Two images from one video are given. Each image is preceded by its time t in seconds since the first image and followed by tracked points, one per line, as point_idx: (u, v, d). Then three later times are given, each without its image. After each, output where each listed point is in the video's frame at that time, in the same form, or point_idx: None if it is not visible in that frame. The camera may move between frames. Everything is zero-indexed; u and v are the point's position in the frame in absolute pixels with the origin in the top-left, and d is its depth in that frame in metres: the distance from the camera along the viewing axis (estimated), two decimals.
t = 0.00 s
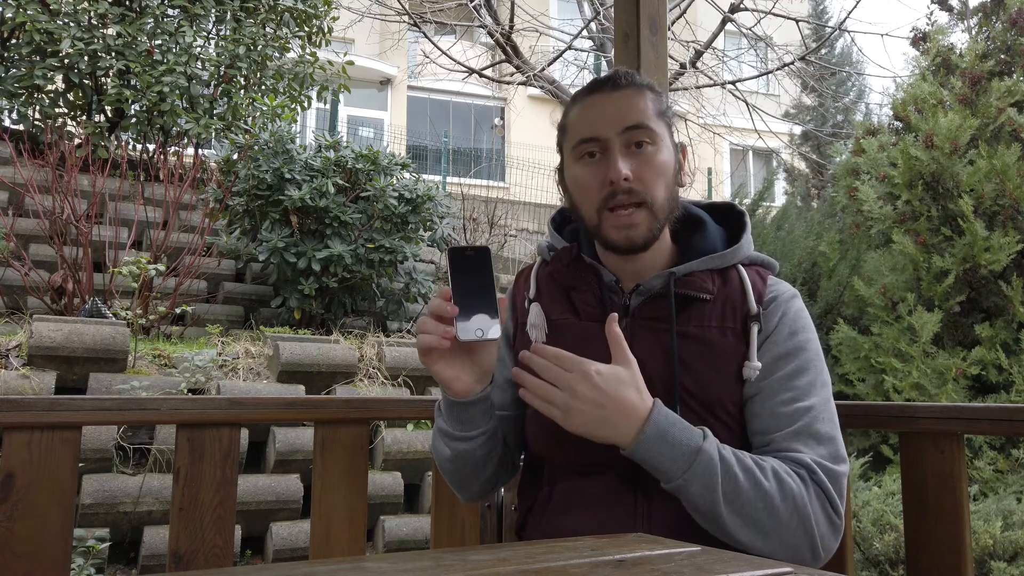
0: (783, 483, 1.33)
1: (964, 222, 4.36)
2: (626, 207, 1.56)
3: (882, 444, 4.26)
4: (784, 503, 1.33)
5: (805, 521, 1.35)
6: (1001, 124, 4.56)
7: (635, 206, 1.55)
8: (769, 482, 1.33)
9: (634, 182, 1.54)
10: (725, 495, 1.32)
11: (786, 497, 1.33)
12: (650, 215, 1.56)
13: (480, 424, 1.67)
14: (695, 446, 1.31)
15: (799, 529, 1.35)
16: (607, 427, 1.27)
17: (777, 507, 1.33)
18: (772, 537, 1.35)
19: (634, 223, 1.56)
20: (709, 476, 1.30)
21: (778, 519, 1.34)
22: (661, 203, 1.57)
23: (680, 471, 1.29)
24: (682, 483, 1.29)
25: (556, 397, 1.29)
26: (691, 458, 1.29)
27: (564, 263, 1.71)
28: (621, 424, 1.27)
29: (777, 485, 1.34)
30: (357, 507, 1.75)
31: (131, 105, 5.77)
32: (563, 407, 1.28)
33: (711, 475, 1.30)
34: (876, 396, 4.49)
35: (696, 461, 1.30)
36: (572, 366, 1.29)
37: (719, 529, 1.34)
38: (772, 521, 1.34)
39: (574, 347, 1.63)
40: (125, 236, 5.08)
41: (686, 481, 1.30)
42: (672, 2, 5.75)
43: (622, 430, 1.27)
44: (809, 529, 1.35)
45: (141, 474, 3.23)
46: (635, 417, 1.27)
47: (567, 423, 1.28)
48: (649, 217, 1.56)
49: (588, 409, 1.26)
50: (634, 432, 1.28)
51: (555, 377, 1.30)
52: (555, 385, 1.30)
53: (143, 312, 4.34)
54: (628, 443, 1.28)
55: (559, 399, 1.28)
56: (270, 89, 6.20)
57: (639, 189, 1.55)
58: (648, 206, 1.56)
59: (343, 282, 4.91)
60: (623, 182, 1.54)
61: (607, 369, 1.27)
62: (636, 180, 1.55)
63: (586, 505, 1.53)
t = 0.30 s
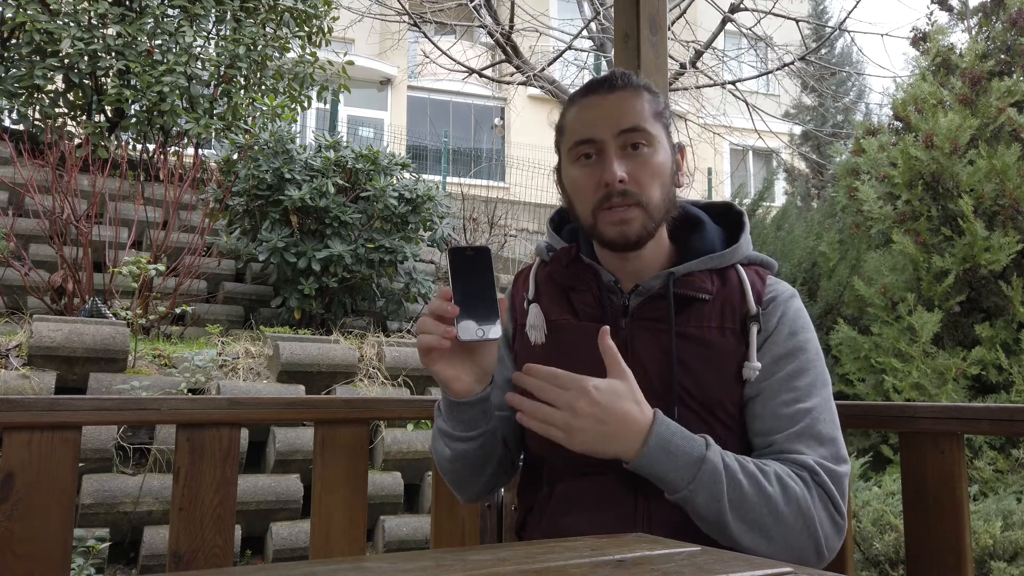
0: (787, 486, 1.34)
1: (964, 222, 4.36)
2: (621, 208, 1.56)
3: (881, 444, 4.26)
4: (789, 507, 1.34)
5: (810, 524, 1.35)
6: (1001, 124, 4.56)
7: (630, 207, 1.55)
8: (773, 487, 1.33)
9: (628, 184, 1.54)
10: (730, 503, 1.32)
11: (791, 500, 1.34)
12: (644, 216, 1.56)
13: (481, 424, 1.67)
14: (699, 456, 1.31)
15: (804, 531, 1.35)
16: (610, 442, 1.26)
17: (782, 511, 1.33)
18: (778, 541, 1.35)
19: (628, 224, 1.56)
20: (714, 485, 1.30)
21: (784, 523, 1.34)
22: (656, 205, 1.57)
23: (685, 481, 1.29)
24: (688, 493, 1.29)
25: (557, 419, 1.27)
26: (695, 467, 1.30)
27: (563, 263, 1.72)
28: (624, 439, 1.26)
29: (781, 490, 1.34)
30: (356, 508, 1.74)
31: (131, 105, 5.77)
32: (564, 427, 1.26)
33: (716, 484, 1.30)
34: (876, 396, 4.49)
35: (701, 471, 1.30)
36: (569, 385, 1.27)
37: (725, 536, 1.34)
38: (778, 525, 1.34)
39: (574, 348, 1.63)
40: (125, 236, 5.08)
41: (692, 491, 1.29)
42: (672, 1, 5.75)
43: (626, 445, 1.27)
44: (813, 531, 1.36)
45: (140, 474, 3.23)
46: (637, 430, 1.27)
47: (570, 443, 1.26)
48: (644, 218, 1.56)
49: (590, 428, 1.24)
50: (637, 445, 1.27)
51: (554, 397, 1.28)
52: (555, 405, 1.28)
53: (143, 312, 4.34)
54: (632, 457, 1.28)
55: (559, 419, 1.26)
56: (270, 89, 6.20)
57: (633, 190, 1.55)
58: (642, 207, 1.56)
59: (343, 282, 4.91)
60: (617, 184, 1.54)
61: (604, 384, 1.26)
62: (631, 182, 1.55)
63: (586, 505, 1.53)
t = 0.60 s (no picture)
0: (802, 493, 1.33)
1: (964, 222, 4.36)
2: (618, 209, 1.56)
3: (882, 444, 4.26)
4: (807, 513, 1.33)
5: (827, 526, 1.35)
6: (1001, 124, 4.56)
7: (627, 208, 1.56)
8: (789, 495, 1.32)
9: (625, 186, 1.55)
10: (748, 515, 1.30)
11: (807, 506, 1.33)
12: (642, 217, 1.56)
13: (482, 424, 1.66)
14: (715, 472, 1.28)
15: (821, 535, 1.35)
16: (624, 467, 1.14)
17: (799, 518, 1.33)
18: (797, 549, 1.34)
19: (626, 225, 1.56)
20: (732, 500, 1.28)
21: (802, 530, 1.34)
22: (653, 206, 1.58)
23: (704, 501, 1.27)
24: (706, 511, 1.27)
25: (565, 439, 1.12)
26: (714, 483, 1.27)
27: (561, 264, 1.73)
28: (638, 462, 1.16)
29: (797, 497, 1.33)
30: (356, 508, 1.74)
31: (131, 105, 5.77)
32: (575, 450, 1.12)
33: (734, 499, 1.28)
34: (876, 396, 4.49)
35: (718, 489, 1.27)
36: (581, 407, 1.11)
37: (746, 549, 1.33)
38: (796, 533, 1.34)
39: (572, 348, 1.63)
40: (125, 236, 5.08)
41: (710, 510, 1.27)
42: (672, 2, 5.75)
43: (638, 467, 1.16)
44: (830, 532, 1.36)
45: (141, 474, 3.23)
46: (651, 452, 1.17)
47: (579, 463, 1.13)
48: (641, 219, 1.56)
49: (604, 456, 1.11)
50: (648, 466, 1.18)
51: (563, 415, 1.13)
52: (563, 424, 1.13)
53: (143, 312, 4.33)
54: (647, 480, 1.20)
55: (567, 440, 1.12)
56: (270, 89, 6.19)
57: (631, 192, 1.55)
58: (640, 208, 1.56)
59: (343, 281, 4.91)
60: (615, 185, 1.55)
61: (619, 407, 1.12)
62: (628, 184, 1.55)
63: (587, 505, 1.54)
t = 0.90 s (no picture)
0: (842, 457, 1.31)
1: (964, 222, 4.36)
2: (619, 207, 1.56)
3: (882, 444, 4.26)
4: (847, 479, 1.31)
5: (863, 493, 1.33)
6: (1001, 124, 4.56)
7: (628, 207, 1.55)
8: (829, 455, 1.30)
9: (626, 184, 1.55)
10: (797, 475, 1.27)
11: (846, 469, 1.31)
12: (644, 215, 1.56)
13: (479, 421, 1.66)
14: (762, 425, 1.25)
15: (859, 504, 1.33)
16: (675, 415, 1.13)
17: (840, 482, 1.30)
18: (837, 517, 1.31)
19: (627, 223, 1.56)
20: (780, 456, 1.25)
21: (844, 496, 1.31)
22: (655, 204, 1.57)
23: (752, 457, 1.22)
24: (756, 465, 1.23)
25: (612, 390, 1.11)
26: (761, 436, 1.23)
27: (561, 263, 1.74)
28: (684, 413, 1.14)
29: (838, 461, 1.31)
30: (356, 508, 1.74)
31: (131, 105, 5.77)
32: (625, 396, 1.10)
33: (783, 456, 1.25)
34: (876, 396, 4.49)
35: (767, 445, 1.24)
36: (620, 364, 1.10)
37: (789, 515, 1.28)
38: (838, 499, 1.31)
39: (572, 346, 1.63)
40: (125, 236, 5.08)
41: (759, 468, 1.23)
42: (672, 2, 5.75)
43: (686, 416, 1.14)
44: (864, 502, 1.34)
45: (140, 474, 3.23)
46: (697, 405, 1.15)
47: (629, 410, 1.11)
48: (642, 217, 1.56)
49: (652, 403, 1.10)
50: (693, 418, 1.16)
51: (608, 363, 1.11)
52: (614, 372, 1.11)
53: (143, 312, 4.33)
54: (694, 432, 1.17)
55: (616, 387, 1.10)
56: (270, 89, 6.19)
57: (632, 190, 1.55)
58: (641, 206, 1.56)
59: (343, 281, 4.91)
60: (617, 183, 1.55)
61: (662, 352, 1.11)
62: (629, 182, 1.55)
63: (586, 504, 1.54)
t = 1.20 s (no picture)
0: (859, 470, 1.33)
1: (964, 222, 4.36)
2: (631, 206, 1.56)
3: (882, 444, 4.26)
4: (863, 491, 1.32)
5: (873, 507, 1.34)
6: (1001, 124, 4.56)
7: (640, 205, 1.56)
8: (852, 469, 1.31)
9: (641, 181, 1.54)
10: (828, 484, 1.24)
11: (864, 480, 1.34)
12: (655, 216, 1.56)
13: (482, 421, 1.66)
14: (813, 431, 1.20)
15: (869, 519, 1.34)
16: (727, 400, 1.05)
17: (857, 495, 1.31)
18: (848, 528, 1.31)
19: (638, 221, 1.56)
20: (821, 464, 1.21)
21: (858, 508, 1.32)
22: (668, 203, 1.57)
23: (796, 456, 1.18)
24: (799, 466, 1.19)
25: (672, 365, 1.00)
26: (810, 441, 1.19)
27: (568, 260, 1.73)
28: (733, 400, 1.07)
29: (857, 474, 1.32)
30: (356, 509, 1.74)
31: (131, 105, 5.77)
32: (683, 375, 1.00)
33: (823, 464, 1.22)
34: (876, 396, 4.50)
35: (812, 446, 1.20)
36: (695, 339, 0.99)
37: (810, 519, 1.26)
38: (852, 510, 1.31)
39: (577, 347, 1.62)
40: (125, 236, 5.08)
41: (800, 468, 1.19)
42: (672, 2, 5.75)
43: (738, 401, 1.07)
44: (871, 517, 1.34)
45: (140, 474, 3.22)
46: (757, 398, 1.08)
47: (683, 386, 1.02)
48: (654, 217, 1.56)
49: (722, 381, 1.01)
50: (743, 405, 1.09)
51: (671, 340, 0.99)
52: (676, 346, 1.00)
53: (143, 312, 4.34)
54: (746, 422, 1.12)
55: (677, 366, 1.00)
56: (270, 89, 6.19)
57: (645, 188, 1.55)
58: (654, 205, 1.56)
59: (343, 281, 4.91)
60: (630, 181, 1.55)
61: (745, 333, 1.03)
62: (644, 179, 1.55)
63: (587, 505, 1.54)
